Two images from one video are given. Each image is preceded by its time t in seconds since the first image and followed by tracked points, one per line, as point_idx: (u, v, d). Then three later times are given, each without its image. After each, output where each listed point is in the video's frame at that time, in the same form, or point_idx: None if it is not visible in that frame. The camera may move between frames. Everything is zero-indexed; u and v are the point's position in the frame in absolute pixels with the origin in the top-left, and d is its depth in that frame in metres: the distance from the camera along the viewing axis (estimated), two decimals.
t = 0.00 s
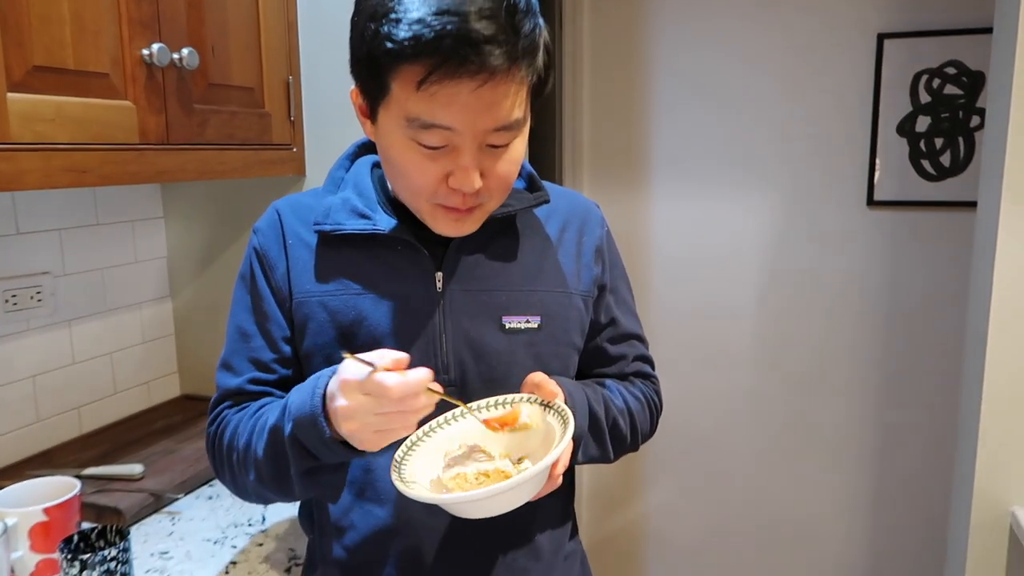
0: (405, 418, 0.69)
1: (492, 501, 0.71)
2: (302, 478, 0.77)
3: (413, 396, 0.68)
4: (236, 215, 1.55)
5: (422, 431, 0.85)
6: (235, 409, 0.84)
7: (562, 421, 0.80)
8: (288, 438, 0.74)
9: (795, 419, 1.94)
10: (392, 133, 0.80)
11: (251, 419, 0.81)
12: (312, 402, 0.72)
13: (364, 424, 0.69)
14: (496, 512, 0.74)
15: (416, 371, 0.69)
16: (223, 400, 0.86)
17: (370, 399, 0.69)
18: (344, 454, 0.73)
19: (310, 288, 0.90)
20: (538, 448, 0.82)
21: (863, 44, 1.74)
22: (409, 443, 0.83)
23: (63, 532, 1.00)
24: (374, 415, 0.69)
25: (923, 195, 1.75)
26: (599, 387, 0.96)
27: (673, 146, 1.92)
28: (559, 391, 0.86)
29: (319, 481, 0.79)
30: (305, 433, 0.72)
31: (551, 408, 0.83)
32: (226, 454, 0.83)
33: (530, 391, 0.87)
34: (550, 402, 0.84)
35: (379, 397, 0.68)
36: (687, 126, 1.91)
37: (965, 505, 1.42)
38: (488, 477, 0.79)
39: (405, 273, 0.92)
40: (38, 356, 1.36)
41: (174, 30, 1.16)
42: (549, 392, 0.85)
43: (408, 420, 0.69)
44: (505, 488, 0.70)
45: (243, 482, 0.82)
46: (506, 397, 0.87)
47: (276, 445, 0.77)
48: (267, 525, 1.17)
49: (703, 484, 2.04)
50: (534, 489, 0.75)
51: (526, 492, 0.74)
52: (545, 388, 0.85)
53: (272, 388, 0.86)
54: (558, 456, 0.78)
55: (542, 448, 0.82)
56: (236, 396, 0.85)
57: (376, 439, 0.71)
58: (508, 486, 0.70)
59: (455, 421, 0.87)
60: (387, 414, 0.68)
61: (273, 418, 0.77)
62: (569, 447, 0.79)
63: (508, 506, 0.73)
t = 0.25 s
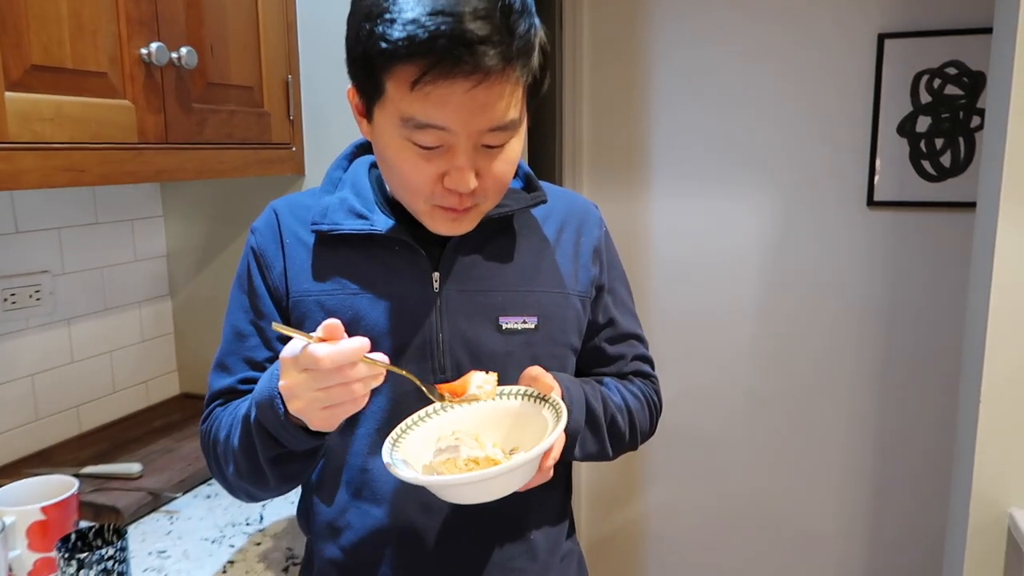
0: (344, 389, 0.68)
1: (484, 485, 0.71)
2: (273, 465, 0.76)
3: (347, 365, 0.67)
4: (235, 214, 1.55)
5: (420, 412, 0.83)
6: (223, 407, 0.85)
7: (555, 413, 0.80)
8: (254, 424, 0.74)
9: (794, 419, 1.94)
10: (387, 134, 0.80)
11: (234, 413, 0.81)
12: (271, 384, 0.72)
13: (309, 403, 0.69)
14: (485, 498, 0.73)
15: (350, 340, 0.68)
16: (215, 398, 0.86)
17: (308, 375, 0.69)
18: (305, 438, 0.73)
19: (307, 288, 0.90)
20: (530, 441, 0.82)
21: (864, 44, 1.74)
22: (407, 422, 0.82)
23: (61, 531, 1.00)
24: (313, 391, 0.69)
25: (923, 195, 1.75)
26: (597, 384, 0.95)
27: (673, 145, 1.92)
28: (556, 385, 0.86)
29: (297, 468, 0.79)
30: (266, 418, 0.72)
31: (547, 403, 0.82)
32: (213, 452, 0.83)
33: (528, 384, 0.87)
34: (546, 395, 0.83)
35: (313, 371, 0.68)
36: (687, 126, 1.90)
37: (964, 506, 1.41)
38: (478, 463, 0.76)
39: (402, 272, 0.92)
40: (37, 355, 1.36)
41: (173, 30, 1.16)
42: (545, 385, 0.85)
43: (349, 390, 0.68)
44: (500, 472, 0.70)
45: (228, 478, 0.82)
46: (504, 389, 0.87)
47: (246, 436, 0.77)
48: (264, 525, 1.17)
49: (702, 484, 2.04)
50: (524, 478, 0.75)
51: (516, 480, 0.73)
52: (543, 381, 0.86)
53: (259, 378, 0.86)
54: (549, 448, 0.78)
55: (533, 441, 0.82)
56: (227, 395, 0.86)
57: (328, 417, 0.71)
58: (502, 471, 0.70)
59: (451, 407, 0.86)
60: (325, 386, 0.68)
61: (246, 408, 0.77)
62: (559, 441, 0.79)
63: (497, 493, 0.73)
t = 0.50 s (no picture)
0: (341, 388, 0.68)
1: (467, 463, 0.69)
2: (264, 465, 0.76)
3: (343, 364, 0.67)
4: (236, 218, 1.55)
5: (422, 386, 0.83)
6: (219, 410, 0.85)
7: (552, 400, 0.78)
8: (245, 425, 0.74)
9: (795, 424, 1.93)
10: (388, 138, 0.80)
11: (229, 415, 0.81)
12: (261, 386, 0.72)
13: (306, 404, 0.68)
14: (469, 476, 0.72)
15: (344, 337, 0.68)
16: (212, 401, 0.86)
17: (303, 376, 0.68)
18: (292, 437, 0.73)
19: (309, 292, 0.90)
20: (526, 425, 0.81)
21: (864, 49, 1.74)
22: (406, 394, 0.82)
23: (60, 536, 1.00)
24: (311, 392, 0.68)
25: (924, 200, 1.75)
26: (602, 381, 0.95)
27: (673, 150, 1.92)
28: (559, 373, 0.84)
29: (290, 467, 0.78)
30: (257, 420, 0.72)
31: (546, 391, 0.80)
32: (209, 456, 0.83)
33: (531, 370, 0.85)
34: (546, 383, 0.81)
35: (309, 372, 0.67)
36: (687, 131, 1.90)
37: (965, 512, 1.41)
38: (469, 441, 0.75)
39: (403, 277, 0.92)
40: (37, 358, 1.36)
41: (174, 34, 1.17)
42: (547, 371, 0.83)
43: (346, 389, 0.68)
44: (482, 450, 0.68)
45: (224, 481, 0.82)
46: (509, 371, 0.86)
47: (237, 436, 0.77)
48: (264, 530, 1.17)
49: (702, 488, 2.04)
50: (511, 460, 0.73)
51: (503, 461, 0.71)
52: (545, 368, 0.83)
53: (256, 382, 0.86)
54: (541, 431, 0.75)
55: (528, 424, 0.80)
56: (224, 398, 0.86)
57: (324, 417, 0.70)
58: (484, 450, 0.68)
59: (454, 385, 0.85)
60: (322, 388, 0.67)
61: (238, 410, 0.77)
62: (553, 424, 0.77)
63: (482, 472, 0.71)
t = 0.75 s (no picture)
0: (361, 312, 0.65)
1: (438, 392, 0.68)
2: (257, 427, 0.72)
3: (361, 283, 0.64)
4: (238, 219, 1.55)
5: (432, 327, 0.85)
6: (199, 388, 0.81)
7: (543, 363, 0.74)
8: (236, 371, 0.69)
9: (797, 427, 1.93)
10: (383, 125, 0.80)
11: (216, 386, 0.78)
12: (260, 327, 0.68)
13: (329, 339, 0.64)
14: (443, 410, 0.71)
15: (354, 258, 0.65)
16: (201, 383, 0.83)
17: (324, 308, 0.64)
18: (303, 380, 0.68)
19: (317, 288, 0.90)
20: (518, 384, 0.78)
21: (866, 52, 1.74)
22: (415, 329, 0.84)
23: (61, 537, 1.00)
24: (333, 323, 0.64)
25: (927, 203, 1.75)
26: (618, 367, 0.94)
27: (675, 153, 1.92)
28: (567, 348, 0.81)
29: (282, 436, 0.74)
30: (249, 359, 0.68)
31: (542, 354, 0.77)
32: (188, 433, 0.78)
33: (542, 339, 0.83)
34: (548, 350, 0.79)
35: (331, 298, 0.63)
36: (689, 133, 1.90)
37: (968, 516, 1.41)
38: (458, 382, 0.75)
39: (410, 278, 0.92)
40: (38, 360, 1.36)
41: (176, 35, 1.17)
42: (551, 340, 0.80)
43: (367, 311, 0.65)
44: (452, 383, 0.67)
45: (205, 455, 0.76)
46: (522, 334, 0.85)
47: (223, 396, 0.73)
48: (265, 531, 1.17)
49: (704, 491, 2.04)
50: (485, 407, 0.71)
51: (477, 404, 0.70)
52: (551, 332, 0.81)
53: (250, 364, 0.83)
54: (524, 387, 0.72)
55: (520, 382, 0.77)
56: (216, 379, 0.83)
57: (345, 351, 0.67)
58: (453, 383, 0.67)
59: (464, 333, 0.85)
60: (345, 315, 0.64)
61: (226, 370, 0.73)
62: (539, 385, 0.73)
63: (453, 410, 0.70)
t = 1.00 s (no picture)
0: (393, 228, 0.67)
1: (430, 360, 0.71)
2: (261, 375, 0.70)
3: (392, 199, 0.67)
4: (240, 218, 1.55)
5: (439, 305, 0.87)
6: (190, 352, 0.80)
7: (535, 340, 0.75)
8: (250, 306, 0.68)
9: (799, 427, 1.93)
10: (381, 103, 0.84)
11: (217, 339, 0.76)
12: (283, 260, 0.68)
13: (368, 253, 0.65)
14: (433, 379, 0.73)
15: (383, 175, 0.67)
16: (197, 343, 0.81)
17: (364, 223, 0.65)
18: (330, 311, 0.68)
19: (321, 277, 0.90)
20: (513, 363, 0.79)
21: (868, 51, 1.74)
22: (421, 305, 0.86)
23: (63, 536, 1.00)
24: (371, 237, 0.65)
25: (929, 202, 1.74)
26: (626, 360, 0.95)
27: (677, 152, 1.92)
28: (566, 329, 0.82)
29: (281, 391, 0.72)
30: (268, 291, 0.67)
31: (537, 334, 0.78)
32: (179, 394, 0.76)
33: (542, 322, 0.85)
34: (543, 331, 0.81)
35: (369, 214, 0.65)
36: (691, 132, 1.90)
37: (970, 516, 1.40)
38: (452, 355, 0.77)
39: (416, 274, 0.92)
40: (40, 360, 1.36)
41: (178, 35, 1.17)
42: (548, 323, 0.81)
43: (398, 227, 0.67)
44: (441, 349, 0.69)
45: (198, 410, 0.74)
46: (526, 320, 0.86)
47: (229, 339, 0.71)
48: (267, 531, 1.17)
49: (705, 491, 2.03)
50: (474, 379, 0.73)
51: (466, 374, 0.72)
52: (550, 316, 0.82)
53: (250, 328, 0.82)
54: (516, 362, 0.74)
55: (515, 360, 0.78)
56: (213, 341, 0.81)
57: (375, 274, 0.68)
58: (442, 349, 0.69)
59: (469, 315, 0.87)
60: (382, 227, 0.66)
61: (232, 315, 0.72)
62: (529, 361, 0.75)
63: (444, 379, 0.73)
